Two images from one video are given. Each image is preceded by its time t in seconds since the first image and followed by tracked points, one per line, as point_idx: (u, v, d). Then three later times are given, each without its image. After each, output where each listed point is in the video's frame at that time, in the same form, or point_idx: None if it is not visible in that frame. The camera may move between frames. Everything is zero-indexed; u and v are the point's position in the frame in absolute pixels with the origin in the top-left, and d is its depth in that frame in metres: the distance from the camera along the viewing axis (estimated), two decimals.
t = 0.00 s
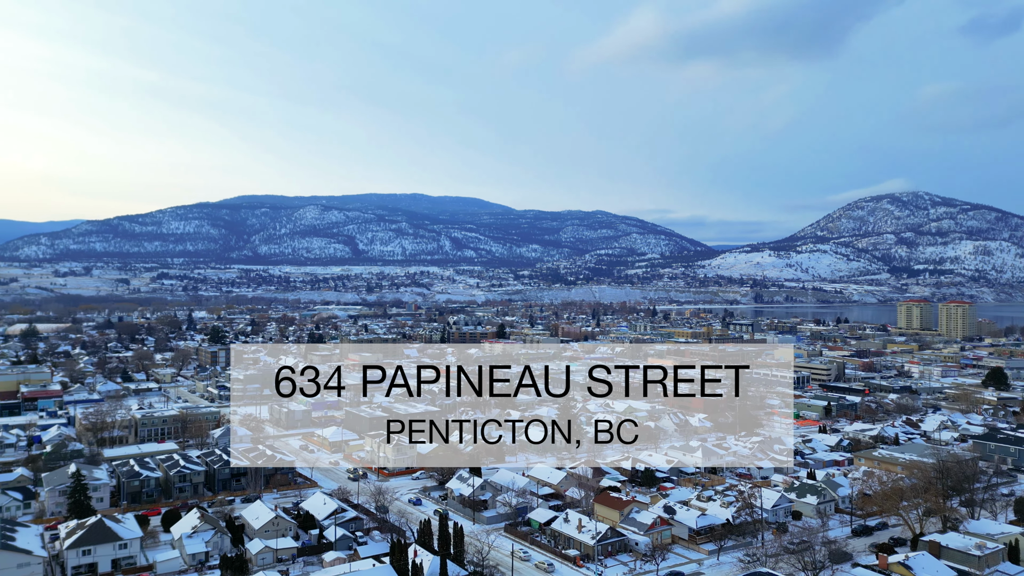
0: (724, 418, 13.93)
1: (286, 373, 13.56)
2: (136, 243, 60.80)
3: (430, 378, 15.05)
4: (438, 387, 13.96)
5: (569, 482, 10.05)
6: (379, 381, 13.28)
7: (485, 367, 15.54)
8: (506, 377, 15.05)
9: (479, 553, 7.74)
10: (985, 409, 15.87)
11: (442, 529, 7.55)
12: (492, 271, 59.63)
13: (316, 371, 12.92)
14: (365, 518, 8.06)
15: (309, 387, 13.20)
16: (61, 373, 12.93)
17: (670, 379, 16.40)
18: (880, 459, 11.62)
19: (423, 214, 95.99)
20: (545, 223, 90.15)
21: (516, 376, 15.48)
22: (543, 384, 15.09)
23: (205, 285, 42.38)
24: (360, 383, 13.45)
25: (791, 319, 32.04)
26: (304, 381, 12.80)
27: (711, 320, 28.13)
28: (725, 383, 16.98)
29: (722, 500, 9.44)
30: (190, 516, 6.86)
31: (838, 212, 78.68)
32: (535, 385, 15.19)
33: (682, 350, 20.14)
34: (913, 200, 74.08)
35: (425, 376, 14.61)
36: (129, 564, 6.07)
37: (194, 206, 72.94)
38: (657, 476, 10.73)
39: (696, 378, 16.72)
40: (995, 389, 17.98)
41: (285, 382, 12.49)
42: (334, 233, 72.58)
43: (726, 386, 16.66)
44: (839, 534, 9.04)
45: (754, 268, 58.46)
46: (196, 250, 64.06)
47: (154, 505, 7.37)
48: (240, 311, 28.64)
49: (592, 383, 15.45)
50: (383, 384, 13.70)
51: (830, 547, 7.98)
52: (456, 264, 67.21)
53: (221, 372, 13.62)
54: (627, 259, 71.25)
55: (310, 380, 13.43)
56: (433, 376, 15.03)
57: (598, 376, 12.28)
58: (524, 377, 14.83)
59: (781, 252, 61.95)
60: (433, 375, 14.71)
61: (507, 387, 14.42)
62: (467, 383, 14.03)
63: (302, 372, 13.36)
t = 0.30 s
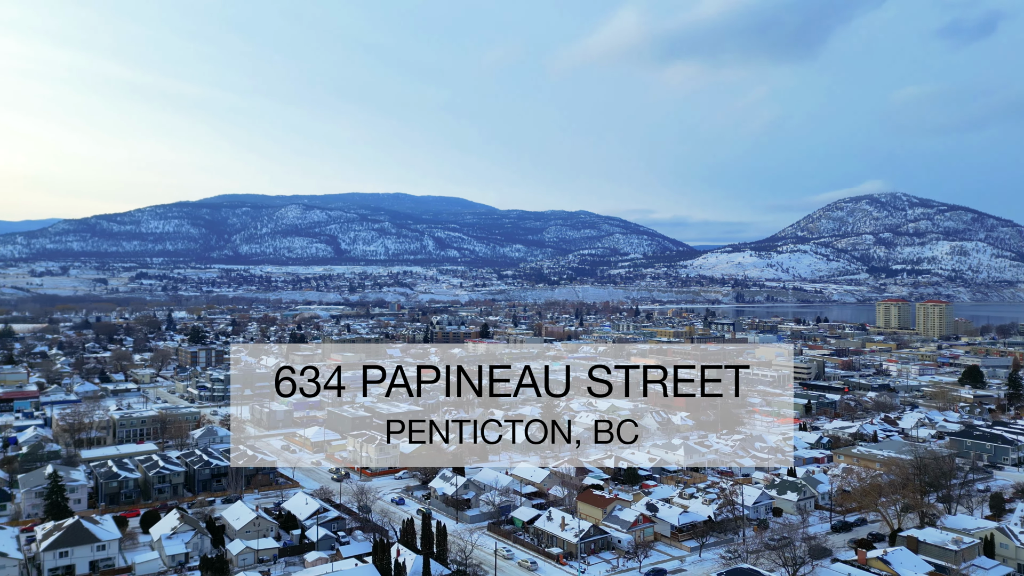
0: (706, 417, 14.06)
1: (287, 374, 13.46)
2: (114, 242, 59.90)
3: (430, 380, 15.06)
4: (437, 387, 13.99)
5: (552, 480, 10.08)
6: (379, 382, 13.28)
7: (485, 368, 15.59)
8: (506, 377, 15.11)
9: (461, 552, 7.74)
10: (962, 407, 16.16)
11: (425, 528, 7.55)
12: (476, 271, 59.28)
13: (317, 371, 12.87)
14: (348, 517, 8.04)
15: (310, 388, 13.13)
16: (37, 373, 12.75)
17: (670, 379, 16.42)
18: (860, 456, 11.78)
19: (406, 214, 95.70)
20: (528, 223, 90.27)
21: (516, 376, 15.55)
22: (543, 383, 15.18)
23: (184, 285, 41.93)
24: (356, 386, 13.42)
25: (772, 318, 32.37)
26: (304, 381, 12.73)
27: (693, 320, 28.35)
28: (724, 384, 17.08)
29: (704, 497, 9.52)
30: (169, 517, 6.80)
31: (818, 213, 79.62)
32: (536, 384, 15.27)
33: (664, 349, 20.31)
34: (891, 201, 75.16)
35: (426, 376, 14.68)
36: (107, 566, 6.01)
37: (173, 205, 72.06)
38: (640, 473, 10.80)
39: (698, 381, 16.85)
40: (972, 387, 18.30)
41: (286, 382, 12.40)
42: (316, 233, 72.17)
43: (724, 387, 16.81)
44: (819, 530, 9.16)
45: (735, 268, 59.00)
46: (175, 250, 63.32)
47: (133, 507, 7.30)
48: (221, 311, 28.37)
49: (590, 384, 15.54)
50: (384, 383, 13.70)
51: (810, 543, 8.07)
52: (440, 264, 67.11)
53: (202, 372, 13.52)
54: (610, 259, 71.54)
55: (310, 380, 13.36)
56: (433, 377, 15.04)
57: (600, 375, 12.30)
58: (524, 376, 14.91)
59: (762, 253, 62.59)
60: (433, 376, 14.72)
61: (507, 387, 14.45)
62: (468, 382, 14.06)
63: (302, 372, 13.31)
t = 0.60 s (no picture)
0: (688, 415, 14.17)
1: (287, 374, 13.42)
2: (91, 242, 59.01)
3: (428, 380, 15.05)
4: (437, 388, 14.01)
5: (535, 479, 10.11)
6: (378, 381, 13.25)
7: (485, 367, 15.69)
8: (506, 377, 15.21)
9: (444, 551, 7.74)
10: (938, 404, 16.43)
11: (408, 527, 7.54)
12: (459, 271, 59.94)
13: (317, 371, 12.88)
14: (330, 518, 8.01)
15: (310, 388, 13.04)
16: (13, 374, 12.56)
17: (670, 379, 16.67)
18: (839, 453, 11.95)
19: (389, 213, 95.35)
20: (512, 223, 90.34)
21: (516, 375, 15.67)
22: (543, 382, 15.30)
23: (164, 284, 41.47)
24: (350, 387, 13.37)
25: (753, 318, 32.70)
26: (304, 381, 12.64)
27: (675, 320, 28.55)
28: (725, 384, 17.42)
29: (686, 494, 9.60)
30: (148, 518, 6.73)
31: (799, 214, 80.54)
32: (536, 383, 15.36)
33: (647, 348, 20.46)
34: (870, 202, 76.19)
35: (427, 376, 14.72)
36: (85, 567, 5.94)
37: (152, 204, 71.17)
38: (623, 472, 10.87)
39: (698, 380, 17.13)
40: (949, 385, 18.61)
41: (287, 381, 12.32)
42: (298, 232, 71.69)
43: (725, 387, 17.10)
44: (800, 526, 9.28)
45: (717, 268, 59.52)
46: (154, 249, 62.57)
47: (111, 508, 7.22)
48: (201, 311, 28.10)
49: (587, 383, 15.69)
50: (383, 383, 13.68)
51: (790, 539, 8.17)
52: (422, 263, 67.02)
53: (182, 373, 13.39)
54: (593, 259, 71.81)
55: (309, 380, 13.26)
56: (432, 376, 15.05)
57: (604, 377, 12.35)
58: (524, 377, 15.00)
59: (743, 253, 63.19)
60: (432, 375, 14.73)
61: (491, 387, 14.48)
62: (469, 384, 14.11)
63: (303, 372, 13.29)
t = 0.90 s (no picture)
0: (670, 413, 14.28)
1: (287, 374, 13.42)
2: (68, 241, 58.09)
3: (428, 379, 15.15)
4: (435, 386, 14.08)
5: (518, 478, 10.13)
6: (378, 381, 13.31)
7: (485, 366, 15.83)
8: (506, 377, 15.32)
9: (427, 550, 7.74)
10: (916, 402, 16.70)
11: (391, 527, 7.53)
12: (441, 270, 58.32)
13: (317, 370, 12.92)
14: (312, 517, 7.97)
15: (310, 389, 13.07)
16: None
17: (670, 380, 17.00)
18: (819, 451, 12.09)
19: (372, 212, 94.94)
20: (495, 223, 90.32)
21: (517, 376, 15.85)
22: (543, 382, 15.47)
23: (143, 284, 41.00)
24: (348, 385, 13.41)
25: (734, 317, 33.02)
26: (304, 380, 12.65)
27: (657, 319, 28.74)
28: (726, 385, 17.73)
29: (669, 492, 9.68)
30: (127, 519, 6.66)
31: (779, 214, 81.37)
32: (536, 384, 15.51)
33: (630, 347, 20.59)
34: (849, 202, 77.18)
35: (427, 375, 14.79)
36: (62, 570, 5.87)
37: (131, 203, 70.23)
38: (606, 470, 10.93)
39: (699, 379, 17.40)
40: (926, 382, 18.92)
41: (286, 382, 12.32)
42: (279, 231, 71.16)
43: (725, 388, 17.41)
44: (780, 523, 9.39)
45: (699, 268, 59.97)
46: (133, 248, 61.79)
47: (89, 510, 7.13)
48: (181, 311, 27.81)
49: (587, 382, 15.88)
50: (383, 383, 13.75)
51: (771, 535, 8.26)
52: (405, 263, 66.87)
53: (161, 373, 13.24)
54: (577, 259, 71.96)
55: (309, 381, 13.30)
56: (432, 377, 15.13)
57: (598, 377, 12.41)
58: (524, 376, 15.12)
59: (725, 253, 63.75)
60: (432, 374, 14.81)
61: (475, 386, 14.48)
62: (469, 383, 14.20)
63: (303, 372, 13.32)
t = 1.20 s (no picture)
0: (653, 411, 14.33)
1: (287, 374, 13.40)
2: (45, 239, 57.20)
3: (429, 379, 15.21)
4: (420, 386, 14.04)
5: (501, 477, 10.16)
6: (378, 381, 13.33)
7: (485, 367, 15.97)
8: (506, 378, 15.43)
9: (410, 549, 7.73)
10: (894, 400, 16.96)
11: (374, 527, 7.51)
12: (425, 271, 59.24)
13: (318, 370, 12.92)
14: (294, 518, 7.92)
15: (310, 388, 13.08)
16: None
17: (670, 379, 17.38)
18: (799, 448, 12.25)
19: (355, 212, 94.53)
20: (478, 223, 90.29)
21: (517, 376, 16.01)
22: (543, 382, 15.62)
23: (122, 284, 40.50)
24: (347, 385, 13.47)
25: (716, 316, 33.33)
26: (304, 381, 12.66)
27: (640, 319, 28.94)
28: (724, 384, 18.02)
29: (651, 490, 9.74)
30: (105, 520, 6.59)
31: (761, 214, 82.16)
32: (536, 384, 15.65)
33: (613, 347, 20.65)
34: (829, 203, 78.09)
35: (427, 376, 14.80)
36: (38, 571, 5.80)
37: (109, 202, 69.29)
38: (589, 469, 10.98)
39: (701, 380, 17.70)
40: (904, 380, 19.23)
41: (286, 381, 12.33)
42: (260, 231, 70.59)
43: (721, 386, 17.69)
44: (761, 519, 9.49)
45: (681, 268, 60.42)
46: (112, 247, 61.00)
47: (66, 511, 7.05)
48: (160, 311, 27.53)
49: (587, 382, 16.10)
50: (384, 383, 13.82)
51: (753, 532, 8.34)
52: (388, 263, 66.66)
53: (140, 373, 13.09)
54: (560, 259, 72.14)
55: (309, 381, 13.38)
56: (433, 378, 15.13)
57: (594, 377, 12.46)
58: (524, 376, 15.29)
59: (707, 253, 64.27)
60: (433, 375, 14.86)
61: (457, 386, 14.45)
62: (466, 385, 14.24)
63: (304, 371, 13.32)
